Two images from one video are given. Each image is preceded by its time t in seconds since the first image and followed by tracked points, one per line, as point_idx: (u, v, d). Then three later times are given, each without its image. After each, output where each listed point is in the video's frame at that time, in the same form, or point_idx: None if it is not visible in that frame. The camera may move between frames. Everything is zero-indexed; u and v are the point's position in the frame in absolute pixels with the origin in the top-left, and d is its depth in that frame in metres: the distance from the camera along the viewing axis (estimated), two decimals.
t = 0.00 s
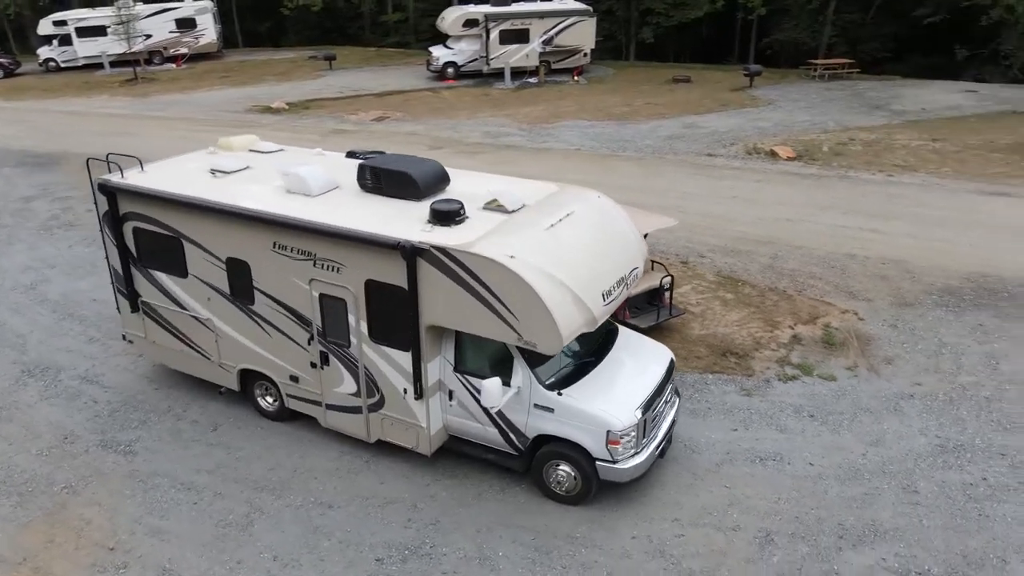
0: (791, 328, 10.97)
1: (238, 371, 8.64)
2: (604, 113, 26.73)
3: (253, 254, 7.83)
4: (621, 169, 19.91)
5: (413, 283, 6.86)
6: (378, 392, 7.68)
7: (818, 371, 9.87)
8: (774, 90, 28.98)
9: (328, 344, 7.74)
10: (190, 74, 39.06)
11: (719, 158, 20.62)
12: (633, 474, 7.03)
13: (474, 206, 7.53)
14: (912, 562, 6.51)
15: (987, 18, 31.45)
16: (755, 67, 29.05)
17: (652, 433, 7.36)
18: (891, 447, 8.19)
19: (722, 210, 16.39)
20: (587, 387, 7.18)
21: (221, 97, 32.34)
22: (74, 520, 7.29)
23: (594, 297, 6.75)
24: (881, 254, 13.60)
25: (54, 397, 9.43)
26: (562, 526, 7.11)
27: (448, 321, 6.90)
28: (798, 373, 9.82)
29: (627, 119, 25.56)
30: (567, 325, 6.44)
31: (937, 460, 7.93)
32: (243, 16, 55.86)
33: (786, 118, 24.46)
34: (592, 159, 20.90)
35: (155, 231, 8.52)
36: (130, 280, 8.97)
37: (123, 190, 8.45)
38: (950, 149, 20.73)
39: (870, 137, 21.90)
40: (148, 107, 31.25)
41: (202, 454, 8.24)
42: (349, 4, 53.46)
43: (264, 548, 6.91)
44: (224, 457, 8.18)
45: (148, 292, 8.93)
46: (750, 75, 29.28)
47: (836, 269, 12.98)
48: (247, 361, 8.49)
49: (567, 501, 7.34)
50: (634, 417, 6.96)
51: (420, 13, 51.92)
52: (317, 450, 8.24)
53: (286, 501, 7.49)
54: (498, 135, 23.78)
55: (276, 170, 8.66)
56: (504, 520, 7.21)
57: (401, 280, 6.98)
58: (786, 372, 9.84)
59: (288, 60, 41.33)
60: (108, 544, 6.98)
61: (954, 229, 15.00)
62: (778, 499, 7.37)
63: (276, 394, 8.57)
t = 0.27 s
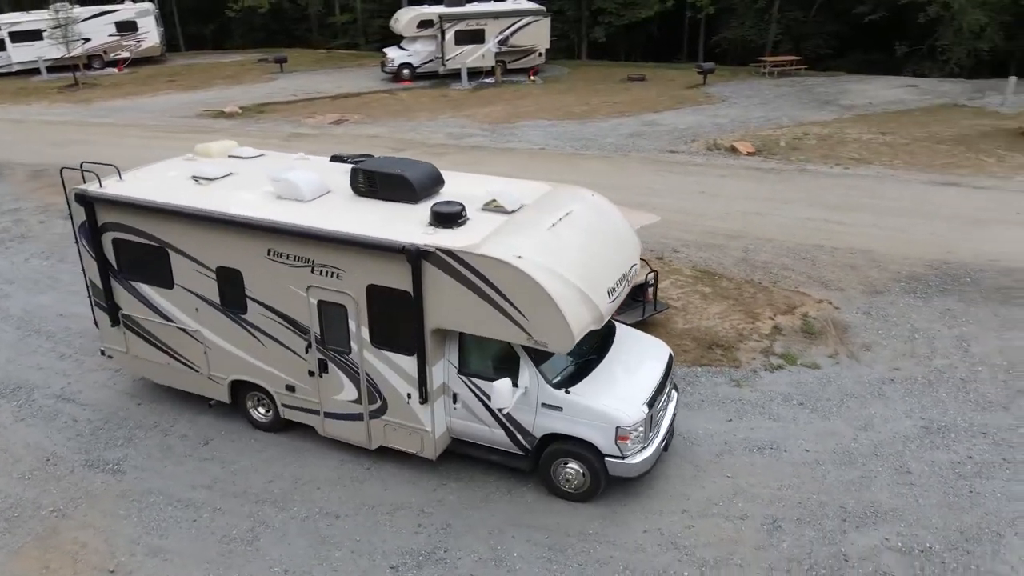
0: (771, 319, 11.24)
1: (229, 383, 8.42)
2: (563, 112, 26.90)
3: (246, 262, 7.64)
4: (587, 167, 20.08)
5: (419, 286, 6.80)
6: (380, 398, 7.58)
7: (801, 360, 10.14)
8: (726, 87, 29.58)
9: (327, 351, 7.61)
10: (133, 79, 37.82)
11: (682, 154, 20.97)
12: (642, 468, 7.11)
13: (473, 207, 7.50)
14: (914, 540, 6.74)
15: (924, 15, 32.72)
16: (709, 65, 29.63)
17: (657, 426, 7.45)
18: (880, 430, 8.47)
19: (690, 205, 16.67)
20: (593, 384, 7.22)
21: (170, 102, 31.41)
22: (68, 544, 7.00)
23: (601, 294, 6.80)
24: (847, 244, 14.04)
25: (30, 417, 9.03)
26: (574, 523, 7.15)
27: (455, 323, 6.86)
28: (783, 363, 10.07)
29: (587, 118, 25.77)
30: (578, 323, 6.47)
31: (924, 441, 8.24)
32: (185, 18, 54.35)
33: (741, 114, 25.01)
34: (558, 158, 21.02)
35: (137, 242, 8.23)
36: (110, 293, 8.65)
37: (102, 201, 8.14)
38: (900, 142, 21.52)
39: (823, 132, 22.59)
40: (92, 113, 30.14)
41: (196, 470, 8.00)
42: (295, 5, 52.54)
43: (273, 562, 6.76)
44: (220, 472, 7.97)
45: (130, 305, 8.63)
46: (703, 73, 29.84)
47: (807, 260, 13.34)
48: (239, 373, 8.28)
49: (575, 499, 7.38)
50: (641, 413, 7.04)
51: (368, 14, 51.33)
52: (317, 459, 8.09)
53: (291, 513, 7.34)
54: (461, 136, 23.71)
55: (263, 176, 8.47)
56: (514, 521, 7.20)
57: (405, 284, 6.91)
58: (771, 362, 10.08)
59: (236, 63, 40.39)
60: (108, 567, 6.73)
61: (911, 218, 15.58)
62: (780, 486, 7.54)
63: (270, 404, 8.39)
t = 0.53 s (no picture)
0: (750, 311, 11.49)
1: (221, 395, 8.19)
2: (522, 112, 26.96)
3: (239, 271, 7.45)
4: (552, 165, 20.17)
5: (425, 290, 6.75)
6: (383, 404, 7.49)
7: (783, 349, 10.41)
8: (679, 85, 30.09)
9: (326, 359, 7.48)
10: (70, 85, 36.37)
11: (643, 152, 21.25)
12: (650, 462, 7.20)
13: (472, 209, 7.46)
14: (912, 518, 7.02)
15: (863, 13, 33.84)
16: (661, 64, 30.09)
17: (661, 420, 7.55)
18: (867, 414, 8.77)
19: (658, 202, 16.90)
20: (599, 380, 7.27)
21: (113, 108, 30.31)
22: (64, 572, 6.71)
23: (606, 291, 6.86)
24: (813, 235, 14.45)
25: (5, 439, 8.61)
26: (584, 521, 7.19)
27: (462, 326, 6.83)
28: (766, 353, 10.32)
29: (546, 117, 25.89)
30: (587, 321, 6.52)
31: (909, 422, 8.57)
32: (120, 22, 52.58)
33: (696, 111, 25.49)
34: (522, 158, 21.07)
35: (119, 253, 7.93)
36: (89, 308, 8.31)
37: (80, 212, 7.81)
38: (850, 136, 22.27)
39: (777, 127, 23.22)
40: (30, 122, 28.86)
41: (191, 487, 7.76)
42: (238, 8, 51.33)
43: None
44: (217, 486, 7.75)
45: (111, 320, 8.31)
46: (656, 72, 30.30)
47: (777, 252, 13.69)
48: (232, 385, 8.06)
49: (583, 496, 7.43)
50: (648, 407, 7.11)
51: (313, 16, 50.46)
52: (317, 469, 7.95)
53: (296, 526, 7.19)
54: (422, 138, 23.54)
55: (248, 183, 8.27)
56: (525, 521, 7.20)
57: (410, 288, 6.84)
58: (754, 353, 10.31)
59: (179, 67, 39.22)
60: None
61: (869, 208, 16.13)
62: (780, 473, 7.75)
63: (265, 415, 8.19)
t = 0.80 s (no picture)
0: (728, 303, 11.73)
1: (213, 409, 7.95)
2: (478, 112, 26.93)
3: (233, 281, 7.25)
4: (515, 165, 20.23)
5: (431, 293, 6.69)
6: (387, 410, 7.39)
7: (763, 339, 10.68)
8: (630, 83, 30.47)
9: (327, 367, 7.34)
10: None
11: (603, 150, 21.46)
12: (657, 455, 7.30)
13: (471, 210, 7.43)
14: (907, 495, 7.30)
15: (803, 12, 34.82)
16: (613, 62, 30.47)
17: (664, 413, 7.66)
18: (851, 398, 9.08)
19: (624, 199, 17.08)
20: (604, 376, 7.33)
21: (49, 116, 29.04)
22: None
23: (611, 289, 6.93)
24: (778, 227, 14.84)
25: None
26: (595, 516, 7.25)
27: (470, 327, 6.79)
28: (748, 343, 10.56)
29: (503, 117, 25.90)
30: (597, 318, 6.57)
31: (891, 404, 8.92)
32: (48, 26, 50.42)
33: (651, 108, 25.87)
34: (484, 158, 21.05)
35: (101, 266, 7.61)
36: (68, 325, 7.95)
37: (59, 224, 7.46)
38: (800, 130, 22.98)
39: (730, 123, 23.76)
40: None
41: (188, 505, 7.51)
42: (174, 11, 49.80)
43: None
44: (216, 503, 7.53)
45: (93, 336, 7.97)
46: (608, 70, 30.66)
47: (745, 245, 14.02)
48: (225, 398, 7.83)
49: (591, 492, 7.48)
50: (654, 401, 7.21)
51: (254, 18, 49.24)
52: (318, 480, 7.79)
53: (304, 539, 7.03)
54: (380, 141, 23.29)
55: (234, 190, 8.05)
56: (536, 520, 7.22)
57: (416, 291, 6.77)
58: (737, 344, 10.55)
59: (117, 72, 37.84)
60: None
61: (827, 199, 16.65)
62: (777, 459, 7.95)
63: (260, 428, 7.99)
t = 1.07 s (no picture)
0: (705, 297, 11.94)
1: (207, 425, 7.71)
2: (434, 114, 26.77)
3: (229, 291, 7.05)
4: (478, 166, 20.19)
5: (439, 297, 6.63)
6: (392, 417, 7.30)
7: (743, 331, 10.93)
8: (582, 83, 30.72)
9: (329, 376, 7.21)
10: None
11: (563, 149, 21.61)
12: (662, 448, 7.42)
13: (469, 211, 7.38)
14: (900, 475, 7.59)
15: (745, 10, 35.77)
16: (564, 62, 30.70)
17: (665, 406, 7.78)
18: (834, 384, 9.39)
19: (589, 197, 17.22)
20: (608, 372, 7.39)
21: None
22: None
23: (615, 285, 7.00)
24: (743, 221, 15.21)
25: None
26: (604, 512, 7.31)
27: (478, 330, 6.76)
28: (729, 335, 10.80)
29: (459, 118, 25.80)
30: (605, 316, 6.63)
31: (873, 387, 9.27)
32: None
33: (605, 107, 26.16)
34: (445, 160, 20.94)
35: (84, 281, 7.28)
36: (48, 344, 7.59)
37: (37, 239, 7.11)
38: (751, 126, 23.60)
39: (683, 120, 24.22)
40: None
41: (187, 525, 7.27)
42: (104, 14, 47.90)
43: None
44: (216, 521, 7.30)
45: (75, 354, 7.62)
46: (559, 70, 30.88)
47: (714, 239, 14.32)
48: (220, 412, 7.61)
49: (599, 488, 7.54)
50: (658, 396, 7.32)
51: (189, 21, 47.75)
52: (320, 492, 7.64)
53: (315, 552, 6.89)
54: (337, 145, 22.92)
55: (221, 199, 7.83)
56: (548, 519, 7.24)
57: (422, 296, 6.71)
58: (718, 336, 10.77)
59: (47, 79, 36.16)
60: None
61: (785, 192, 17.14)
62: (773, 446, 8.17)
63: (257, 441, 7.78)
